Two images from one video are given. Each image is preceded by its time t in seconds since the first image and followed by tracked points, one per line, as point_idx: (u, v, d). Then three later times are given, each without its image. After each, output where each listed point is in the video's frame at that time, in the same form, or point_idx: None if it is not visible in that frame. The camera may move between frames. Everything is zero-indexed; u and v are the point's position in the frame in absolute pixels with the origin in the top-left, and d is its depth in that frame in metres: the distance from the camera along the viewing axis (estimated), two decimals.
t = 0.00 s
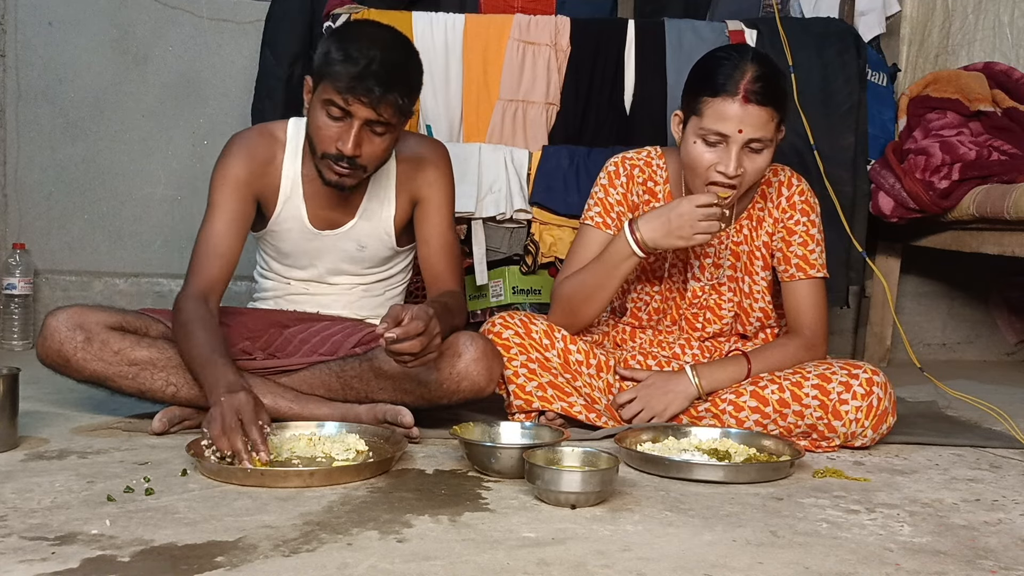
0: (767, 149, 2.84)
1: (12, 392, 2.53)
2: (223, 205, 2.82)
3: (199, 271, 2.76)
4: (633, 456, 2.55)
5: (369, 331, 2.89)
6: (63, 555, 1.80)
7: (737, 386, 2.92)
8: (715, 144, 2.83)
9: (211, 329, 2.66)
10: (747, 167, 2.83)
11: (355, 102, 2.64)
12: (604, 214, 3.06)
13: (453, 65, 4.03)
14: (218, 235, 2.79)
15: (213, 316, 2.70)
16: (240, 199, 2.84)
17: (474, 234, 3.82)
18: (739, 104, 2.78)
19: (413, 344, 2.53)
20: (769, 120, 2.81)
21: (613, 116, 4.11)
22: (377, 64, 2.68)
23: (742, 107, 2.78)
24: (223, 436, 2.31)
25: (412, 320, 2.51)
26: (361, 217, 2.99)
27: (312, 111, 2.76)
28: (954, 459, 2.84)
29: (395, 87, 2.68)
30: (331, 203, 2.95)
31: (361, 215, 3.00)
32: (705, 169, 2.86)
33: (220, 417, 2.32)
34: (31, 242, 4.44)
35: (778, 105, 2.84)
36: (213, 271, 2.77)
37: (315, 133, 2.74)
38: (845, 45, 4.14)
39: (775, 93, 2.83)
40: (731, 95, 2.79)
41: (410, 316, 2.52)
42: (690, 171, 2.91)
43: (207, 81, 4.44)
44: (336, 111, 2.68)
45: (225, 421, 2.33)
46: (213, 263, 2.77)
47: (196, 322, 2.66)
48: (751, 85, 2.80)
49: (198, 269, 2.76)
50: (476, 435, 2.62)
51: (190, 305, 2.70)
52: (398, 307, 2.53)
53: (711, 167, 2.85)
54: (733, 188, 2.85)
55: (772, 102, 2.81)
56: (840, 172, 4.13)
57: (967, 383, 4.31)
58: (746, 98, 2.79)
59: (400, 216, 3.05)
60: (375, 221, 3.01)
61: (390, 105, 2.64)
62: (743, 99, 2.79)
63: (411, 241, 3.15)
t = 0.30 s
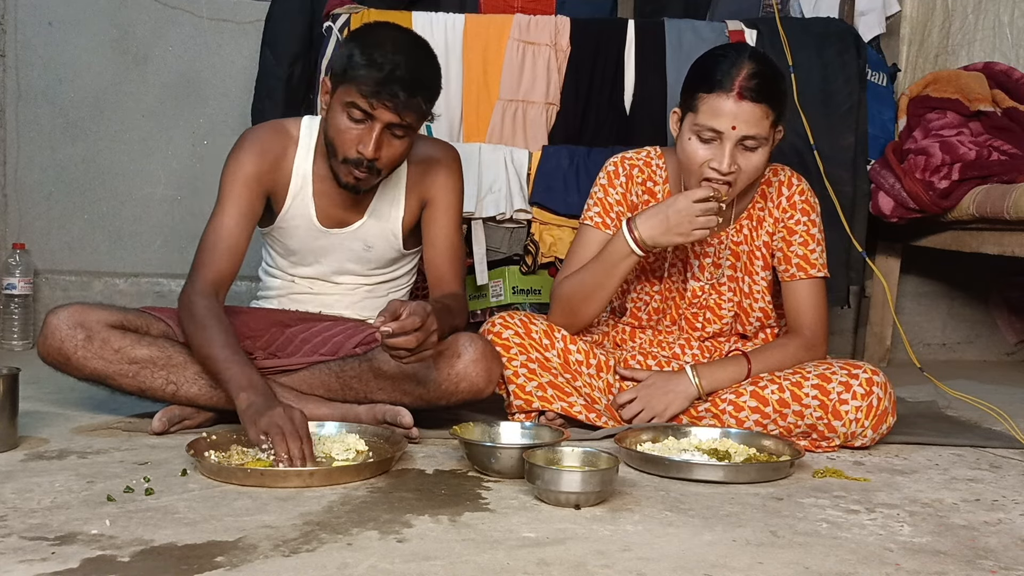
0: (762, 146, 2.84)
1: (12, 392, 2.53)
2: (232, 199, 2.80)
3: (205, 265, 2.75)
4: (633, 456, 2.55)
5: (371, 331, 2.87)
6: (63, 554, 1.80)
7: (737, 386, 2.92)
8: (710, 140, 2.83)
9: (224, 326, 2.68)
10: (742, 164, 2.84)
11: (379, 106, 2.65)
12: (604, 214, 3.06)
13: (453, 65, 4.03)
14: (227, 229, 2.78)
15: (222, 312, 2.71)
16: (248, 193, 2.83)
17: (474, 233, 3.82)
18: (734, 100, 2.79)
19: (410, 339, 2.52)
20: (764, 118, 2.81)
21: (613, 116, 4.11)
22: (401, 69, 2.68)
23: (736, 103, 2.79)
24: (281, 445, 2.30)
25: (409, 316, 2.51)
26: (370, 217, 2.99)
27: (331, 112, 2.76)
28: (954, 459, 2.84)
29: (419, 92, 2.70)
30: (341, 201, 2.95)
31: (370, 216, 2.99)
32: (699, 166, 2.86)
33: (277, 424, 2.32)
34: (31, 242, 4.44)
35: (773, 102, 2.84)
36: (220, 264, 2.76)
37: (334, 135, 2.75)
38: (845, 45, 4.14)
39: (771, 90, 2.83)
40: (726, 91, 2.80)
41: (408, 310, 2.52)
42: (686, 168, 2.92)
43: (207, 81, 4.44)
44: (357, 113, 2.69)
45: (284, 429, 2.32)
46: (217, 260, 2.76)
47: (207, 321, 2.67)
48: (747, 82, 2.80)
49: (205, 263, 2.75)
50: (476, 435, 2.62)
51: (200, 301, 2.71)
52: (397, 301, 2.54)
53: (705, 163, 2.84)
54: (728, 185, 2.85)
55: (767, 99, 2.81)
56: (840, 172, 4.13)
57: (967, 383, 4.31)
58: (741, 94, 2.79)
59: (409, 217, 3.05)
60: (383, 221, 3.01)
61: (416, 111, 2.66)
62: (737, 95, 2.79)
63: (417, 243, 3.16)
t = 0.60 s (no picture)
0: (762, 152, 2.84)
1: (12, 392, 2.53)
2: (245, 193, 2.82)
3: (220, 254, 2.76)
4: (633, 456, 2.55)
5: (371, 331, 2.87)
6: (63, 555, 1.80)
7: (737, 386, 2.92)
8: (710, 145, 2.84)
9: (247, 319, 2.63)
10: (741, 168, 2.83)
11: (399, 104, 2.68)
12: (604, 214, 3.06)
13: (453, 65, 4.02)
14: (241, 222, 2.80)
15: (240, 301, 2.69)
16: (259, 188, 2.85)
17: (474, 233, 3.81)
18: (734, 105, 2.78)
19: (410, 334, 2.52)
20: (763, 123, 2.81)
21: (614, 116, 4.11)
22: (420, 69, 2.72)
23: (737, 109, 2.78)
24: (314, 436, 2.25)
25: (412, 311, 2.51)
26: (375, 215, 3.01)
27: (346, 108, 2.78)
28: (954, 459, 2.84)
29: (437, 91, 2.74)
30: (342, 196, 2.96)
31: (374, 216, 3.01)
32: (698, 169, 2.86)
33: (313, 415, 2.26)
34: (31, 242, 4.44)
35: (773, 107, 2.83)
36: (235, 258, 2.77)
37: (349, 132, 2.77)
38: (845, 45, 4.14)
39: (771, 94, 2.82)
40: (727, 96, 2.79)
41: (410, 306, 2.51)
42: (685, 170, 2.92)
43: (207, 81, 4.44)
44: (374, 110, 2.70)
45: (318, 421, 2.26)
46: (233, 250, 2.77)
47: (229, 315, 2.62)
48: (748, 87, 2.79)
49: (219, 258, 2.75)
50: (476, 435, 2.62)
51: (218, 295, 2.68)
52: (399, 297, 2.53)
53: (705, 168, 2.84)
54: (727, 189, 2.85)
55: (767, 104, 2.81)
56: (840, 172, 4.13)
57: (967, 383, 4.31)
58: (742, 99, 2.78)
59: (412, 218, 3.06)
60: (388, 221, 3.02)
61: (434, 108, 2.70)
62: (738, 100, 2.78)
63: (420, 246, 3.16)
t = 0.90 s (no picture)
0: (788, 151, 2.85)
1: (13, 392, 2.53)
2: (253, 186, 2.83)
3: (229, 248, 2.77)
4: (633, 456, 2.55)
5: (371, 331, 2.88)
6: (63, 555, 1.80)
7: (737, 386, 2.92)
8: (740, 145, 2.83)
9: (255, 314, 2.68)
10: (769, 168, 2.83)
11: (395, 91, 2.68)
12: (622, 210, 2.98)
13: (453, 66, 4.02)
14: (248, 217, 2.81)
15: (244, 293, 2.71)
16: (270, 183, 2.86)
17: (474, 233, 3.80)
18: (766, 106, 2.78)
19: (409, 333, 2.52)
20: (793, 124, 2.82)
21: (614, 116, 4.11)
22: (415, 56, 2.73)
23: (769, 110, 2.77)
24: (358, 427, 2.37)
25: (409, 309, 2.51)
26: (378, 213, 3.01)
27: (347, 100, 2.79)
28: (954, 459, 2.84)
29: (433, 79, 2.74)
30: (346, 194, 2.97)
31: (379, 212, 3.01)
32: (725, 168, 2.84)
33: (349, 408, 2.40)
34: (31, 242, 4.44)
35: (801, 108, 2.84)
36: (242, 252, 2.78)
37: (351, 122, 2.77)
38: (845, 45, 4.14)
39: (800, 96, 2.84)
40: (759, 97, 2.78)
41: (407, 305, 2.52)
42: (709, 169, 2.90)
43: (207, 81, 4.44)
44: (374, 100, 2.71)
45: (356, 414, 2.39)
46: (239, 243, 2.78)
47: (240, 310, 2.66)
48: (778, 88, 2.79)
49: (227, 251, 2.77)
50: (476, 435, 2.62)
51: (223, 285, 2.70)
52: (396, 296, 2.54)
53: (734, 167, 2.83)
54: (753, 188, 2.84)
55: (797, 104, 2.81)
56: (840, 172, 4.13)
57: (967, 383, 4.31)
58: (774, 100, 2.78)
59: (415, 218, 3.06)
60: (391, 219, 3.03)
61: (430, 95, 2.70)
62: (771, 102, 2.78)
63: (422, 246, 3.16)
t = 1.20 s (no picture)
0: (808, 152, 2.86)
1: (12, 392, 2.53)
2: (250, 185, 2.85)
3: (223, 243, 2.79)
4: (633, 456, 2.55)
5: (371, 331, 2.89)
6: (63, 555, 1.80)
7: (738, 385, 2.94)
8: (762, 143, 2.83)
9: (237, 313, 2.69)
10: (788, 168, 2.83)
11: (383, 90, 2.68)
12: (644, 203, 2.98)
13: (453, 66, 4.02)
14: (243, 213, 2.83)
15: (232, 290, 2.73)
16: (266, 182, 2.87)
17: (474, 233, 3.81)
18: (791, 107, 2.77)
19: (406, 332, 2.52)
20: (816, 125, 2.82)
21: (613, 116, 4.11)
22: (405, 55, 2.73)
23: (793, 110, 2.77)
24: (290, 435, 2.32)
25: (405, 309, 2.51)
26: (378, 213, 3.01)
27: (340, 101, 2.79)
28: (954, 459, 2.84)
29: (422, 78, 2.74)
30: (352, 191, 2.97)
31: (378, 212, 3.01)
32: (747, 166, 2.83)
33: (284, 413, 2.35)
34: (31, 242, 4.44)
35: (824, 110, 2.84)
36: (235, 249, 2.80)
37: (344, 122, 2.77)
38: (845, 45, 4.14)
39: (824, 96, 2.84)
40: (785, 97, 2.77)
41: (403, 305, 2.52)
42: (731, 167, 2.89)
43: (207, 81, 4.44)
44: (364, 99, 2.71)
45: (290, 421, 2.34)
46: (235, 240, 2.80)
47: (219, 306, 2.68)
48: (804, 89, 2.79)
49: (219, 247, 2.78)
50: (476, 435, 2.62)
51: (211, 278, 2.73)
52: (392, 298, 2.54)
53: (755, 166, 2.83)
54: (771, 188, 2.85)
55: (820, 106, 2.81)
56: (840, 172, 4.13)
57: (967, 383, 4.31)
58: (800, 101, 2.77)
59: (415, 218, 3.06)
60: (390, 219, 3.02)
61: (419, 93, 2.70)
62: (796, 102, 2.77)
63: (421, 247, 3.15)
